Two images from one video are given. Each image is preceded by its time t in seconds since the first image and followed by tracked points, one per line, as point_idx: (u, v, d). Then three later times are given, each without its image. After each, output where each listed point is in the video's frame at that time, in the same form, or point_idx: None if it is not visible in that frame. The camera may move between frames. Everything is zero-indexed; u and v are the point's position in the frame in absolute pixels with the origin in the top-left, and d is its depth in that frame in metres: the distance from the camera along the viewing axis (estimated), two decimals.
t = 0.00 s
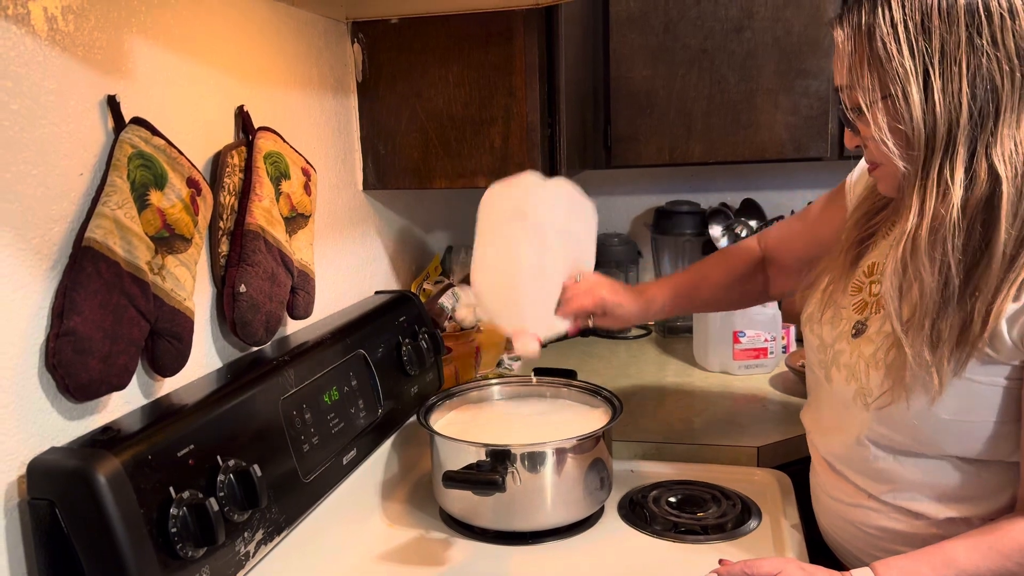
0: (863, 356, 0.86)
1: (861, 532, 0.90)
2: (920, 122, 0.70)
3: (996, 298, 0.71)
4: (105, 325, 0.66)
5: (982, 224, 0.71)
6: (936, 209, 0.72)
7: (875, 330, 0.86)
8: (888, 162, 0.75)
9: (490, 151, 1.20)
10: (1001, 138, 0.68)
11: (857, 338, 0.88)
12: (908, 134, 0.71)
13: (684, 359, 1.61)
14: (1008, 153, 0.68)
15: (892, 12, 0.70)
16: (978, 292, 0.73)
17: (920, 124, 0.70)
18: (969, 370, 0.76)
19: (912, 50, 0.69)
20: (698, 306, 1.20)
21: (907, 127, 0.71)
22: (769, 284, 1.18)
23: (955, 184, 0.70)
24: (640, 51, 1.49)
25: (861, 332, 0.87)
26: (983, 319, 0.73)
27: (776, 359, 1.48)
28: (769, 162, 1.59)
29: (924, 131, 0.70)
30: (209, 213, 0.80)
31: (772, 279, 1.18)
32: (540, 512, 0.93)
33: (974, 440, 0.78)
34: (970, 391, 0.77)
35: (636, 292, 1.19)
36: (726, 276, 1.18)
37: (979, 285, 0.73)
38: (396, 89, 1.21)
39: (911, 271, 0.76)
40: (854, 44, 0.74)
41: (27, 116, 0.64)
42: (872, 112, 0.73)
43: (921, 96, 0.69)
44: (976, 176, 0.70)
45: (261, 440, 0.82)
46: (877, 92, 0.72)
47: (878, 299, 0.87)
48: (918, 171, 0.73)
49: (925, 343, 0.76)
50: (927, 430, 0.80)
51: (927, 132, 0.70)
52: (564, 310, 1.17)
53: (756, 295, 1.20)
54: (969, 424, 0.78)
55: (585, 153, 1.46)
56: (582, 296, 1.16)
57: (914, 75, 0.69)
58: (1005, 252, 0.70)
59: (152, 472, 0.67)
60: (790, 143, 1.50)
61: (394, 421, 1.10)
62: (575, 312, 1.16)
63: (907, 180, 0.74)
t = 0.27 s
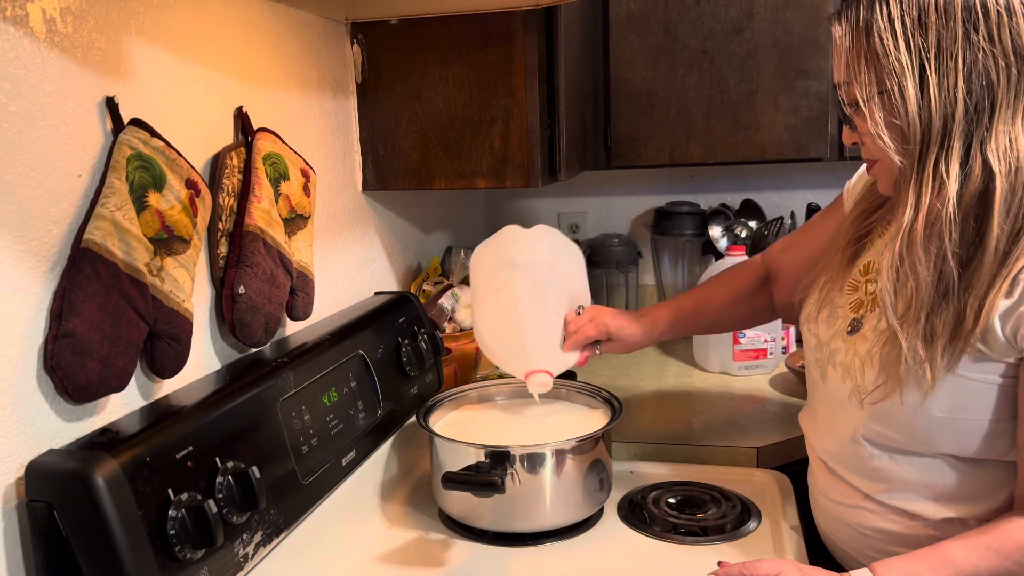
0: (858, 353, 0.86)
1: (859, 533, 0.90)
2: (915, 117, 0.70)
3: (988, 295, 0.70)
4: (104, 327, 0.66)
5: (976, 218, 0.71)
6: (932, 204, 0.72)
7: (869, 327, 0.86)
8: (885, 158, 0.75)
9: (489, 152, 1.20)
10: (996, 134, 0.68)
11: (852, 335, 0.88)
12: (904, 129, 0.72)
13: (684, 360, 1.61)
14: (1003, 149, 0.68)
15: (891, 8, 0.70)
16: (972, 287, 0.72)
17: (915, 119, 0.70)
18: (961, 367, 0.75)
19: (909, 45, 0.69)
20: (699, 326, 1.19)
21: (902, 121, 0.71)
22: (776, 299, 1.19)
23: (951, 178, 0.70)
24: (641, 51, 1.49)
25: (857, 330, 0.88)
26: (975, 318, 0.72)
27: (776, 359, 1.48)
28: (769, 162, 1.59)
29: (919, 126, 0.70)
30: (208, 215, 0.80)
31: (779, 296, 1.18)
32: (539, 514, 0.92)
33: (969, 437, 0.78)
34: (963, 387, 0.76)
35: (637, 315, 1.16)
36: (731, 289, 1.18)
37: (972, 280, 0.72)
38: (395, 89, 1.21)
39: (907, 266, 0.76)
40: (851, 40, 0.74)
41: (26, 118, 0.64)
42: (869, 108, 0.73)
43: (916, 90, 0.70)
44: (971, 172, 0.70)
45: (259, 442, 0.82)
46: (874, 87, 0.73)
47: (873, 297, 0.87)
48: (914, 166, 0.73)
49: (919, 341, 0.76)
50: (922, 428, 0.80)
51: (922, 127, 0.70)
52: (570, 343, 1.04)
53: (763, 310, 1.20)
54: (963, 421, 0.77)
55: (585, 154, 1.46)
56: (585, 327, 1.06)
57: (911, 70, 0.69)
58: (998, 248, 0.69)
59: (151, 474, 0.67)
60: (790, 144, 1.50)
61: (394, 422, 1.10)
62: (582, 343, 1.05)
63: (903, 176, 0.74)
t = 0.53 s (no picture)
0: (854, 354, 0.86)
1: (858, 534, 0.90)
2: (907, 116, 0.70)
3: (981, 293, 0.70)
4: (102, 327, 0.66)
5: (969, 217, 0.71)
6: (924, 202, 0.72)
7: (865, 327, 0.86)
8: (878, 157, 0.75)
9: (488, 151, 1.20)
10: (987, 131, 0.68)
11: (848, 335, 0.88)
12: (896, 128, 0.71)
13: (683, 360, 1.61)
14: (999, 145, 0.68)
15: (881, 9, 0.70)
16: (965, 284, 0.72)
17: (907, 118, 0.70)
18: (955, 365, 0.75)
19: (900, 45, 0.69)
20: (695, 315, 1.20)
21: (894, 121, 0.71)
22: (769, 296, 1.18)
23: (943, 177, 0.70)
24: (641, 52, 1.49)
25: (852, 330, 0.87)
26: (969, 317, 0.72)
27: (776, 359, 1.48)
28: (769, 162, 1.58)
29: (911, 126, 0.71)
30: (207, 214, 0.80)
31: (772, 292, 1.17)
32: (538, 513, 0.92)
33: (965, 436, 0.78)
34: (958, 386, 0.76)
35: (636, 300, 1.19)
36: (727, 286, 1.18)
37: (966, 277, 0.72)
38: (394, 88, 1.21)
39: (900, 266, 0.75)
40: (843, 39, 0.74)
41: (23, 117, 0.64)
42: (861, 108, 0.73)
43: (908, 90, 0.70)
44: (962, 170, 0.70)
45: (258, 441, 0.82)
46: (865, 87, 0.73)
47: (868, 297, 0.87)
48: (906, 165, 0.72)
49: (913, 340, 0.76)
50: (918, 427, 0.79)
51: (914, 125, 0.70)
52: (565, 326, 1.09)
53: (757, 307, 1.19)
54: (959, 420, 0.77)
55: (585, 154, 1.46)
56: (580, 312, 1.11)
57: (902, 69, 0.69)
58: (991, 245, 0.70)
59: (148, 473, 0.67)
60: (790, 143, 1.50)
61: (393, 422, 1.10)
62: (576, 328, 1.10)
63: (896, 176, 0.74)
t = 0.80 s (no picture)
0: (854, 354, 0.86)
1: (858, 532, 0.90)
2: (905, 113, 0.70)
3: (984, 292, 0.70)
4: (102, 324, 0.66)
5: (968, 215, 0.70)
6: (921, 200, 0.72)
7: (867, 326, 0.86)
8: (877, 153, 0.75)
9: (488, 149, 1.20)
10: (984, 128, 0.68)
11: (848, 335, 0.88)
12: (894, 124, 0.71)
13: (684, 358, 1.61)
14: (995, 144, 0.67)
15: (881, 4, 0.70)
16: (965, 285, 0.72)
17: (905, 115, 0.70)
18: (959, 364, 0.75)
19: (899, 42, 0.69)
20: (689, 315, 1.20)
21: (892, 118, 0.71)
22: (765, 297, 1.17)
23: (940, 175, 0.70)
24: (641, 49, 1.49)
25: (853, 330, 0.87)
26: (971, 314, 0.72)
27: (776, 358, 1.48)
28: (770, 160, 1.58)
29: (909, 123, 0.70)
30: (206, 211, 0.80)
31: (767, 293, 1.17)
32: (539, 511, 0.92)
33: (968, 435, 0.77)
34: (961, 386, 0.75)
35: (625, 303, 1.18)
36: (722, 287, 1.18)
37: (967, 276, 0.72)
38: (394, 86, 1.21)
39: (897, 263, 0.75)
40: (843, 35, 0.74)
41: (23, 113, 0.64)
42: (859, 104, 0.73)
43: (907, 87, 0.69)
44: (960, 168, 0.69)
45: (259, 439, 0.82)
46: (864, 83, 0.72)
47: (868, 297, 0.87)
48: (904, 162, 0.72)
49: (912, 336, 0.76)
50: (920, 426, 0.79)
51: (913, 122, 0.70)
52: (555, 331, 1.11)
53: (755, 305, 1.19)
54: (962, 419, 0.77)
55: (585, 152, 1.46)
56: (572, 315, 1.13)
57: (899, 66, 0.69)
58: (990, 245, 0.69)
59: (148, 470, 0.67)
60: (790, 142, 1.50)
61: (393, 420, 1.10)
62: (568, 331, 1.12)
63: (894, 172, 0.74)
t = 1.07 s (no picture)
0: (854, 350, 0.86)
1: (859, 530, 0.90)
2: (902, 114, 0.70)
3: (983, 289, 0.70)
4: (105, 321, 0.66)
5: (964, 214, 0.70)
6: (919, 199, 0.72)
7: (865, 322, 0.85)
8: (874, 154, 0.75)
9: (490, 147, 1.20)
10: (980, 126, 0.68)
11: (848, 331, 0.88)
12: (891, 126, 0.71)
13: (686, 356, 1.61)
14: (992, 138, 0.68)
15: (876, 5, 0.70)
16: (963, 283, 0.72)
17: (902, 116, 0.70)
18: (959, 360, 0.75)
19: (895, 42, 0.69)
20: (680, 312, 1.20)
21: (890, 118, 0.71)
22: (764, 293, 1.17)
23: (937, 173, 0.70)
24: (643, 47, 1.49)
25: (853, 326, 0.87)
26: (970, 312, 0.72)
27: (778, 356, 1.48)
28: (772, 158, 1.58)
29: (906, 123, 0.70)
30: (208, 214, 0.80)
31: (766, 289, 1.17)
32: (541, 509, 0.92)
33: (968, 432, 0.77)
34: (962, 382, 0.75)
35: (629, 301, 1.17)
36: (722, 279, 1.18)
37: (967, 273, 0.72)
38: (397, 84, 1.21)
39: (898, 260, 0.75)
40: (837, 37, 0.74)
41: (25, 110, 0.64)
42: (856, 105, 0.73)
43: (903, 87, 0.69)
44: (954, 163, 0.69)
45: (262, 437, 0.82)
46: (860, 84, 0.72)
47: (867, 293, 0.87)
48: (901, 162, 0.72)
49: (915, 333, 0.76)
50: (921, 423, 0.79)
51: (910, 123, 0.70)
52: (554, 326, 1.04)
53: (758, 303, 1.18)
54: (962, 416, 0.77)
55: (587, 150, 1.46)
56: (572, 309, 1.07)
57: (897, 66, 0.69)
58: (987, 242, 0.69)
59: (151, 467, 0.67)
60: (793, 140, 1.50)
61: (395, 418, 1.10)
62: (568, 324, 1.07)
63: (891, 172, 0.74)
